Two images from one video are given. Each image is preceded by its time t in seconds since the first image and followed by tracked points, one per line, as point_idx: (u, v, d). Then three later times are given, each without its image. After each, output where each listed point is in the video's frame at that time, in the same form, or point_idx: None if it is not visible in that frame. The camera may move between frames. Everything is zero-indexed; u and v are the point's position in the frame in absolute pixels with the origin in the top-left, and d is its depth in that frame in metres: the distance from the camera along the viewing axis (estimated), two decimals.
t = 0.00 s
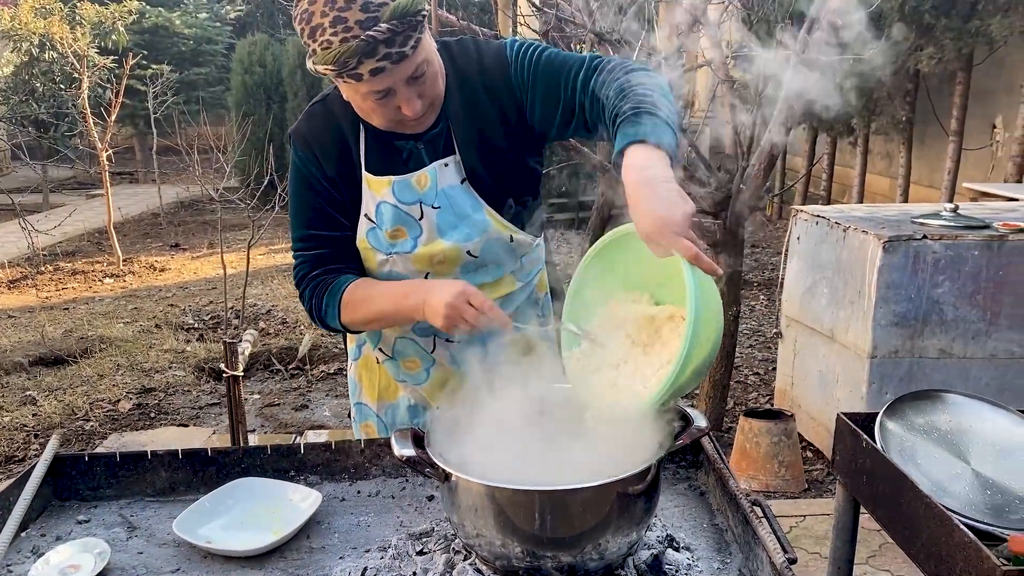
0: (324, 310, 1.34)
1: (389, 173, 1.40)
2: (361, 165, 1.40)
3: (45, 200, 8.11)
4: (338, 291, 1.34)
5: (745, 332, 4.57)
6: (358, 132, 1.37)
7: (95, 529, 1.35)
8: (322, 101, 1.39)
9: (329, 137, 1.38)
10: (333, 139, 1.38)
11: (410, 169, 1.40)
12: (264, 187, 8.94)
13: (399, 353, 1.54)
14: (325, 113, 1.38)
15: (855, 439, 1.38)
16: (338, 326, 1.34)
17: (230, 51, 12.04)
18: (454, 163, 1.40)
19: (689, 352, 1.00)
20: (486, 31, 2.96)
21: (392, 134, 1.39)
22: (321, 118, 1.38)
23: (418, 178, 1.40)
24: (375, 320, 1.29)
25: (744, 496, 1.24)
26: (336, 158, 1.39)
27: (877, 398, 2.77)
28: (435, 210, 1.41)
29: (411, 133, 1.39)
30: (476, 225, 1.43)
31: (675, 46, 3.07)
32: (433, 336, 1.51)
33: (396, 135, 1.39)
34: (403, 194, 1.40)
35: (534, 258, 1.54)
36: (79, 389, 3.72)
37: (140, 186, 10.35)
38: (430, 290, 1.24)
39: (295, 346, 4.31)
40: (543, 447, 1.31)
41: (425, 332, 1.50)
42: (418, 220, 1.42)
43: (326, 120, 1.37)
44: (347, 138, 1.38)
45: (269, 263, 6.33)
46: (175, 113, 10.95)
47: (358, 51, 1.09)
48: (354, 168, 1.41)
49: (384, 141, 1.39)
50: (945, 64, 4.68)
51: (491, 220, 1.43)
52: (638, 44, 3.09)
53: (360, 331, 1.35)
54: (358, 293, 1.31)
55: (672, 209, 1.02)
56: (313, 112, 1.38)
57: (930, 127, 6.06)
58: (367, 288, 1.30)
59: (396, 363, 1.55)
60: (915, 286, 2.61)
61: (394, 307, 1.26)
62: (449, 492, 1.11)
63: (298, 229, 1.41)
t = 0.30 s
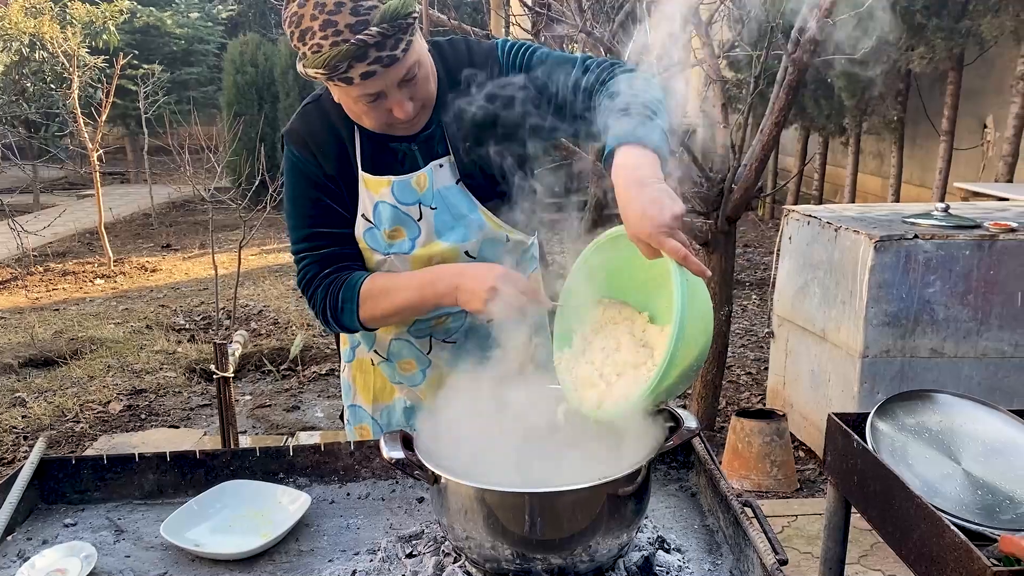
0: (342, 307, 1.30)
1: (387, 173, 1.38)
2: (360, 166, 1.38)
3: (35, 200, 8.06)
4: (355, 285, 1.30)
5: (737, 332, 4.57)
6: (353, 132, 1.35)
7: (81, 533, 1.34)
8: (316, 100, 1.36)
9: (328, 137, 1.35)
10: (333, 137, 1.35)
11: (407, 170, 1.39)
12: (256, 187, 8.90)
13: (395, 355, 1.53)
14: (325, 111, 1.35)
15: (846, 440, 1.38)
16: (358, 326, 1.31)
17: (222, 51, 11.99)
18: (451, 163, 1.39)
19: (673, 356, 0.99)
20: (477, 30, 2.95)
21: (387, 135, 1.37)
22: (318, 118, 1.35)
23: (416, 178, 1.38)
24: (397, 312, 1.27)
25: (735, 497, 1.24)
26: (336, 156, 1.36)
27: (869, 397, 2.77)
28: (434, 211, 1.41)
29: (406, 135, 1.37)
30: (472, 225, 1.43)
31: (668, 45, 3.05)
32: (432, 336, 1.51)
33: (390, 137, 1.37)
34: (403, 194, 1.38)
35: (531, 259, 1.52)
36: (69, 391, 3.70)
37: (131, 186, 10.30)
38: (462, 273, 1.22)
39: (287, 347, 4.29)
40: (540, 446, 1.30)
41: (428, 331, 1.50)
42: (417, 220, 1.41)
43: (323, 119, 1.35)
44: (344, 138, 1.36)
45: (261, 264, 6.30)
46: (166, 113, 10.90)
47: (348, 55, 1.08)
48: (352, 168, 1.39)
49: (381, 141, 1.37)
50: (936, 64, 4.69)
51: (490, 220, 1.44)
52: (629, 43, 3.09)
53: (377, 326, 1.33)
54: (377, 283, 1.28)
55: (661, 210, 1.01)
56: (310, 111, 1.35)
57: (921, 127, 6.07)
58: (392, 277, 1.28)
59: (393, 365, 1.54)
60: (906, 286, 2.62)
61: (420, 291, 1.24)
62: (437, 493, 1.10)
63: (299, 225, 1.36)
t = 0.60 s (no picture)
0: (322, 307, 1.28)
1: (380, 175, 1.38)
2: (354, 167, 1.37)
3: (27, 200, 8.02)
4: (338, 287, 1.29)
5: (730, 331, 4.58)
6: (347, 133, 1.35)
7: (70, 536, 1.33)
8: (312, 99, 1.35)
9: (322, 138, 1.34)
10: (327, 138, 1.35)
11: (400, 171, 1.38)
12: (248, 187, 8.87)
13: (387, 356, 1.53)
14: (320, 112, 1.34)
15: (838, 440, 1.38)
16: (336, 326, 1.29)
17: (214, 51, 11.96)
18: (445, 167, 1.39)
19: (672, 358, 0.97)
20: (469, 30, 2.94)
21: (382, 138, 1.36)
22: (313, 118, 1.34)
23: (409, 180, 1.37)
24: (378, 315, 1.25)
25: (726, 498, 1.24)
26: (330, 157, 1.36)
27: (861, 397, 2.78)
28: (426, 214, 1.40)
29: (400, 137, 1.37)
30: (466, 229, 1.42)
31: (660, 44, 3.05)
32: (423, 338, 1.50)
33: (385, 139, 1.37)
34: (395, 197, 1.38)
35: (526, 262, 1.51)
36: (60, 392, 3.68)
37: (123, 186, 10.25)
38: (441, 287, 1.20)
39: (279, 348, 4.28)
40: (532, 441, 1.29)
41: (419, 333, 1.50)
42: (408, 223, 1.41)
43: (318, 119, 1.34)
44: (338, 138, 1.35)
45: (253, 264, 6.28)
46: (158, 113, 10.86)
47: (346, 60, 1.07)
48: (345, 170, 1.38)
49: (376, 143, 1.36)
50: (927, 64, 4.71)
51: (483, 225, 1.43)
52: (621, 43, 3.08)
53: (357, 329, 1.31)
54: (360, 289, 1.27)
55: (658, 214, 1.01)
56: (306, 110, 1.35)
57: (913, 127, 6.10)
58: (374, 285, 1.27)
59: (384, 366, 1.54)
60: (898, 286, 2.62)
61: (398, 302, 1.22)
62: (429, 496, 1.10)
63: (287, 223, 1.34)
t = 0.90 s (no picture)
0: (301, 314, 1.28)
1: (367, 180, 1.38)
2: (340, 172, 1.37)
3: (19, 201, 7.97)
4: (317, 296, 1.29)
5: (724, 331, 4.59)
6: (335, 137, 1.35)
7: (62, 539, 1.32)
8: (302, 103, 1.36)
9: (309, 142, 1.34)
10: (312, 143, 1.34)
11: (388, 174, 1.38)
12: (242, 187, 8.84)
13: (378, 358, 1.53)
14: (308, 117, 1.34)
15: (832, 441, 1.38)
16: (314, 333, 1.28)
17: (207, 51, 11.92)
18: (433, 170, 1.38)
19: (660, 364, 0.97)
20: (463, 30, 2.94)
21: (372, 140, 1.36)
22: (302, 122, 1.34)
23: (395, 184, 1.38)
24: (352, 327, 1.24)
25: (720, 499, 1.23)
26: (316, 162, 1.36)
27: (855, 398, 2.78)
28: (413, 219, 1.40)
29: (389, 140, 1.36)
30: (455, 232, 1.41)
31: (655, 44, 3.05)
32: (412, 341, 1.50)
33: (374, 142, 1.36)
34: (381, 202, 1.38)
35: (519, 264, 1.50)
36: (52, 394, 3.66)
37: (116, 186, 10.21)
38: (412, 303, 1.18)
39: (273, 349, 4.26)
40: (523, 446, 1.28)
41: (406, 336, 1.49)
42: (395, 227, 1.40)
43: (307, 123, 1.34)
44: (326, 143, 1.35)
45: (246, 265, 6.26)
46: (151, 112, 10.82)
47: (330, 66, 1.07)
48: (333, 174, 1.38)
49: (364, 147, 1.36)
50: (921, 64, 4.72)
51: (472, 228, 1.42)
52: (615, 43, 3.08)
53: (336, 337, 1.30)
54: (339, 299, 1.27)
55: (644, 219, 1.00)
56: (294, 116, 1.35)
57: (906, 127, 6.12)
58: (345, 299, 1.26)
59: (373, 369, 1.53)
60: (892, 286, 2.63)
61: (373, 314, 1.21)
62: (423, 499, 1.09)
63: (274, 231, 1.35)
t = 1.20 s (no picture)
0: (306, 315, 1.29)
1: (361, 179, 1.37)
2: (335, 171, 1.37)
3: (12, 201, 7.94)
4: (321, 293, 1.29)
5: (720, 331, 4.59)
6: (330, 137, 1.34)
7: (53, 541, 1.31)
8: (295, 103, 1.35)
9: (303, 142, 1.34)
10: (307, 143, 1.34)
11: (382, 173, 1.37)
12: (236, 187, 8.82)
13: (373, 358, 1.51)
14: (301, 116, 1.34)
15: (828, 442, 1.37)
16: (323, 332, 1.29)
17: (202, 50, 11.89)
18: (428, 168, 1.37)
19: (648, 364, 0.97)
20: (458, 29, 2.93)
21: (367, 139, 1.35)
22: (295, 122, 1.34)
23: (390, 183, 1.37)
24: (361, 321, 1.25)
25: (716, 499, 1.23)
26: (311, 161, 1.35)
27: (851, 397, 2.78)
28: (408, 217, 1.39)
29: (384, 138, 1.35)
30: (450, 231, 1.41)
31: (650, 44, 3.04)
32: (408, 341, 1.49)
33: (368, 140, 1.35)
34: (375, 201, 1.36)
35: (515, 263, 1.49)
36: (46, 394, 3.64)
37: (111, 186, 10.18)
38: (422, 289, 1.22)
39: (268, 349, 4.25)
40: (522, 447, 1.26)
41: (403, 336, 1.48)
42: (391, 225, 1.40)
43: (300, 123, 1.34)
44: (321, 143, 1.35)
45: (241, 265, 6.25)
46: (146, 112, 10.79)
47: (323, 63, 1.06)
48: (327, 174, 1.37)
49: (359, 145, 1.35)
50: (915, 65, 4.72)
51: (469, 225, 1.41)
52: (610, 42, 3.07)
53: (343, 334, 1.31)
54: (344, 296, 1.27)
55: (634, 219, 0.98)
56: (287, 115, 1.34)
57: (901, 127, 6.13)
58: (354, 291, 1.27)
59: (370, 368, 1.52)
60: (887, 286, 2.63)
61: (383, 304, 1.23)
62: (416, 500, 1.09)
63: (273, 231, 1.35)
